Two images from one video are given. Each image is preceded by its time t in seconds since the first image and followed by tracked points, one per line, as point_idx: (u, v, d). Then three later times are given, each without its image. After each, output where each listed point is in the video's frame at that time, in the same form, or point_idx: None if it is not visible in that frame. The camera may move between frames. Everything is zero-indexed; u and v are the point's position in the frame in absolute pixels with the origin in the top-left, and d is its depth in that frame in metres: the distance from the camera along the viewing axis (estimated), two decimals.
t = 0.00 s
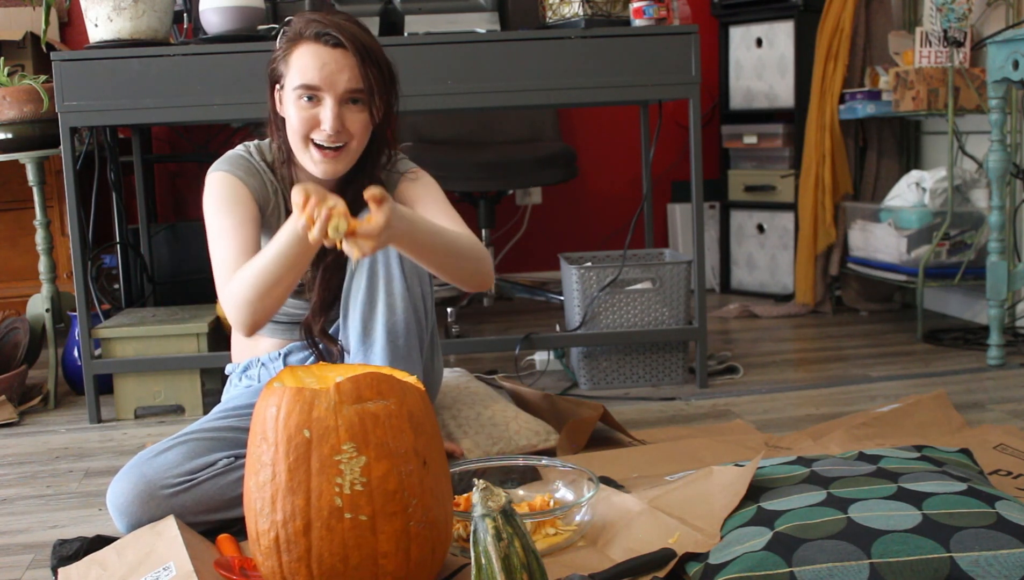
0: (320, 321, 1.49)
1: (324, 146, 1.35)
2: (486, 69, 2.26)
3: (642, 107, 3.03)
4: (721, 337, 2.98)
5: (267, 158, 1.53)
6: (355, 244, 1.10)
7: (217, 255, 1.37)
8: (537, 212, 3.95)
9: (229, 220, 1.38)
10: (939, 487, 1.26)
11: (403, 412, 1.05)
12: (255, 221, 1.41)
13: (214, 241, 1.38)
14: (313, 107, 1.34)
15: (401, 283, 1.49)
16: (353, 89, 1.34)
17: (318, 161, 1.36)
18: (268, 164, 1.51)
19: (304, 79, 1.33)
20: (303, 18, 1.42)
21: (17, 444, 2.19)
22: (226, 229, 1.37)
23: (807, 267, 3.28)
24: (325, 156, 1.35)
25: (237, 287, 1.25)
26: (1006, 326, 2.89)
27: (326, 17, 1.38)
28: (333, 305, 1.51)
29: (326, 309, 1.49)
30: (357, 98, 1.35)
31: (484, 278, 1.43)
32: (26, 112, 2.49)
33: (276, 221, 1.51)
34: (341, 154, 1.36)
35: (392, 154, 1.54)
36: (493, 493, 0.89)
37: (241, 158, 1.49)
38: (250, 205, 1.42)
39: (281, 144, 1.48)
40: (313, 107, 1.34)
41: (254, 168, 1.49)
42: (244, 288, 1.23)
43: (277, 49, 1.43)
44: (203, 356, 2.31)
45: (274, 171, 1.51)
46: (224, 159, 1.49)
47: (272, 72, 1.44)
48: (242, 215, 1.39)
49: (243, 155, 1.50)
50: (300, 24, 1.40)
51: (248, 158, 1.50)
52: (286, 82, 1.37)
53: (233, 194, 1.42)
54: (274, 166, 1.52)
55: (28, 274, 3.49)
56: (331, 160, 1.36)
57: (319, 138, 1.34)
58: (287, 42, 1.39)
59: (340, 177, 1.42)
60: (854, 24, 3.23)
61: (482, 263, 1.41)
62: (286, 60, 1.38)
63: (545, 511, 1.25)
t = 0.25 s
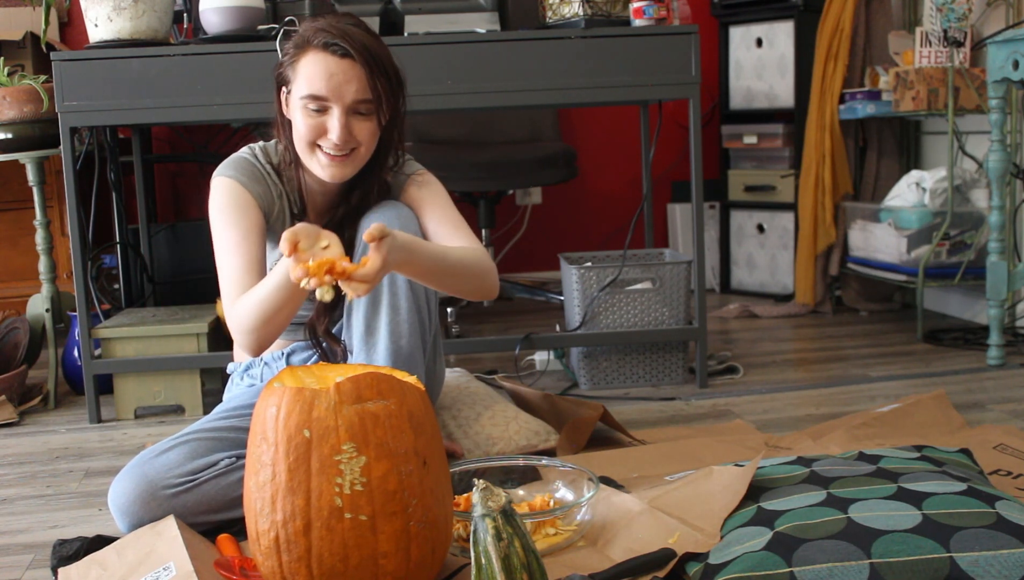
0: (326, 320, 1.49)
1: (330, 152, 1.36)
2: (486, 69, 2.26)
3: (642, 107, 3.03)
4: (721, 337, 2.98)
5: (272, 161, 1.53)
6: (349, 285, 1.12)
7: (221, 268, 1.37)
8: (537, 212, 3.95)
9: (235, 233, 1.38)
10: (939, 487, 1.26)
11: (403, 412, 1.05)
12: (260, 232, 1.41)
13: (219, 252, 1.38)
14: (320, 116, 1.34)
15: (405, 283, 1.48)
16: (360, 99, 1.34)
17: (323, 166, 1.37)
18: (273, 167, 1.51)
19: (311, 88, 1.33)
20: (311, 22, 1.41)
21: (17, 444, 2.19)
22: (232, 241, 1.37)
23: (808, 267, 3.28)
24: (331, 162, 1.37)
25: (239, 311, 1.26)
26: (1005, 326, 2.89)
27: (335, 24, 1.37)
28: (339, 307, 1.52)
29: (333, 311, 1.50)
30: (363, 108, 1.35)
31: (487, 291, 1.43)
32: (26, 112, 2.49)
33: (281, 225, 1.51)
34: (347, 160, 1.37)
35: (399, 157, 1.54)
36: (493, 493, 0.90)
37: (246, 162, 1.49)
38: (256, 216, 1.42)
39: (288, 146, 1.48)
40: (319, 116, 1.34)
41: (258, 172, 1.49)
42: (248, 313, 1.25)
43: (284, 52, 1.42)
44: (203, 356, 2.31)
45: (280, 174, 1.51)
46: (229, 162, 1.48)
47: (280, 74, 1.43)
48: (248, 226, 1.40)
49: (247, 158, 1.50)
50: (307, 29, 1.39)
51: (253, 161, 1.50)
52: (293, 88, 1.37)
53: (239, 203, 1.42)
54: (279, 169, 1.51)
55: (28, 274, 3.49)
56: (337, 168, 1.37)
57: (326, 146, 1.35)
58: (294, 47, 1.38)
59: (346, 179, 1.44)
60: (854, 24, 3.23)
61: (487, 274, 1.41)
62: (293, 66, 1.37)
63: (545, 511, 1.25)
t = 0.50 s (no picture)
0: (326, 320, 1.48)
1: (331, 152, 1.36)
2: (486, 69, 2.26)
3: (642, 107, 3.03)
4: (721, 337, 2.98)
5: (270, 161, 1.53)
6: (354, 296, 1.13)
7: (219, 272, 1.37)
8: (537, 212, 3.95)
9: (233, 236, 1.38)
10: (939, 487, 1.26)
11: (403, 412, 1.05)
12: (258, 236, 1.41)
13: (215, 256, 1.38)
14: (320, 115, 1.34)
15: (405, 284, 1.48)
16: (361, 99, 1.34)
17: (324, 164, 1.37)
18: (271, 167, 1.51)
19: (312, 89, 1.33)
20: (310, 22, 1.41)
21: (17, 444, 2.19)
22: (229, 245, 1.37)
23: (807, 266, 3.28)
24: (332, 161, 1.37)
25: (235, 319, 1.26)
26: (1006, 326, 2.89)
27: (335, 24, 1.37)
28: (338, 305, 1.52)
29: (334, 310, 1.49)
30: (363, 107, 1.35)
31: (489, 302, 1.44)
32: (26, 112, 2.49)
33: (281, 225, 1.51)
34: (347, 159, 1.37)
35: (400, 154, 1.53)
36: (493, 493, 0.90)
37: (244, 163, 1.49)
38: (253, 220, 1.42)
39: (287, 146, 1.48)
40: (320, 115, 1.34)
41: (256, 173, 1.48)
42: (245, 322, 1.25)
43: (284, 52, 1.42)
44: (203, 356, 2.31)
45: (278, 174, 1.51)
46: (226, 163, 1.48)
47: (279, 73, 1.43)
48: (245, 229, 1.39)
49: (245, 159, 1.50)
50: (307, 29, 1.39)
51: (250, 161, 1.50)
52: (293, 88, 1.37)
53: (237, 206, 1.41)
54: (277, 168, 1.52)
55: (29, 274, 3.49)
56: (337, 166, 1.37)
57: (326, 144, 1.35)
58: (294, 46, 1.38)
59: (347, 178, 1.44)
60: (854, 24, 3.23)
61: (488, 283, 1.41)
62: (294, 66, 1.37)
63: (545, 511, 1.25)
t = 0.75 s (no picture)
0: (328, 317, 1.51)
1: (343, 162, 1.37)
2: (486, 69, 2.26)
3: (642, 107, 3.03)
4: (721, 337, 2.98)
5: (269, 162, 1.53)
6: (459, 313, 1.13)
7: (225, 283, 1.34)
8: (537, 212, 3.95)
9: (237, 245, 1.35)
10: (939, 487, 1.26)
11: (403, 412, 1.05)
12: (263, 245, 1.38)
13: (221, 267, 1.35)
14: (333, 128, 1.35)
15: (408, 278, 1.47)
16: (375, 112, 1.35)
17: (335, 173, 1.38)
18: (270, 168, 1.51)
19: (327, 103, 1.32)
20: (316, 30, 1.40)
21: (17, 444, 2.19)
22: (233, 254, 1.35)
23: (807, 267, 3.28)
24: (343, 171, 1.38)
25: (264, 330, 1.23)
26: (1005, 326, 2.89)
27: (345, 36, 1.36)
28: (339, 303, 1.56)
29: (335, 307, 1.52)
30: (377, 120, 1.36)
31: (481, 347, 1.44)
32: (26, 112, 2.49)
33: (282, 225, 1.51)
34: (357, 168, 1.38)
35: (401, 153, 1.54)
36: (493, 493, 0.89)
37: (242, 165, 1.48)
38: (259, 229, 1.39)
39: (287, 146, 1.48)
40: (333, 128, 1.35)
41: (255, 175, 1.48)
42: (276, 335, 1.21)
43: (289, 58, 1.41)
44: (203, 356, 2.31)
45: (277, 175, 1.51)
46: (223, 168, 1.46)
47: (282, 79, 1.42)
48: (249, 237, 1.37)
49: (244, 161, 1.49)
50: (316, 38, 1.38)
51: (249, 163, 1.50)
52: (303, 98, 1.36)
53: (237, 215, 1.39)
54: (276, 169, 1.52)
55: (29, 274, 3.49)
56: (348, 176, 1.38)
57: (338, 155, 1.36)
58: (303, 57, 1.37)
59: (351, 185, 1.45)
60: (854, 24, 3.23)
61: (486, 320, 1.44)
62: (304, 76, 1.36)
63: (545, 511, 1.25)
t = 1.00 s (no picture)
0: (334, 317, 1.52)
1: (356, 172, 1.38)
2: (486, 69, 2.26)
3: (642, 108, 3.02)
4: (721, 338, 2.98)
5: (276, 168, 1.52)
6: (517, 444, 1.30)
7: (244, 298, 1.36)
8: (537, 212, 3.95)
9: (253, 261, 1.37)
10: (939, 487, 1.26)
11: (404, 413, 1.05)
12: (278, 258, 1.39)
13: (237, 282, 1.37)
14: (349, 139, 1.36)
15: (416, 279, 1.46)
16: (391, 124, 1.36)
17: (348, 184, 1.40)
18: (278, 175, 1.51)
19: (344, 116, 1.33)
20: (326, 39, 1.40)
21: (17, 444, 2.19)
22: (249, 269, 1.36)
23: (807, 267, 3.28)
24: (356, 181, 1.39)
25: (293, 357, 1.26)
26: (1006, 326, 2.89)
27: (358, 46, 1.36)
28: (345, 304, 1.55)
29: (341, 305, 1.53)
30: (392, 131, 1.37)
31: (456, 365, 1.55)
32: (26, 112, 2.49)
33: (292, 233, 1.52)
34: (370, 177, 1.40)
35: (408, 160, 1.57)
36: (493, 493, 0.89)
37: (251, 173, 1.48)
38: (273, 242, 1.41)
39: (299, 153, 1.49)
40: (348, 139, 1.36)
41: (264, 183, 1.48)
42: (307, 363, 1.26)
43: (298, 68, 1.40)
44: (203, 356, 2.31)
45: (286, 182, 1.51)
46: (229, 178, 1.45)
47: (291, 88, 1.41)
48: (262, 250, 1.38)
49: (252, 169, 1.49)
50: (327, 48, 1.38)
51: (258, 171, 1.49)
52: (317, 110, 1.37)
53: (247, 228, 1.40)
54: (284, 176, 1.52)
55: (29, 274, 3.49)
56: (361, 185, 1.40)
57: (352, 166, 1.38)
58: (316, 68, 1.37)
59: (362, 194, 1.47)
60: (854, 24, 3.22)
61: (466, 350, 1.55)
62: (318, 87, 1.36)
63: (545, 511, 1.25)
